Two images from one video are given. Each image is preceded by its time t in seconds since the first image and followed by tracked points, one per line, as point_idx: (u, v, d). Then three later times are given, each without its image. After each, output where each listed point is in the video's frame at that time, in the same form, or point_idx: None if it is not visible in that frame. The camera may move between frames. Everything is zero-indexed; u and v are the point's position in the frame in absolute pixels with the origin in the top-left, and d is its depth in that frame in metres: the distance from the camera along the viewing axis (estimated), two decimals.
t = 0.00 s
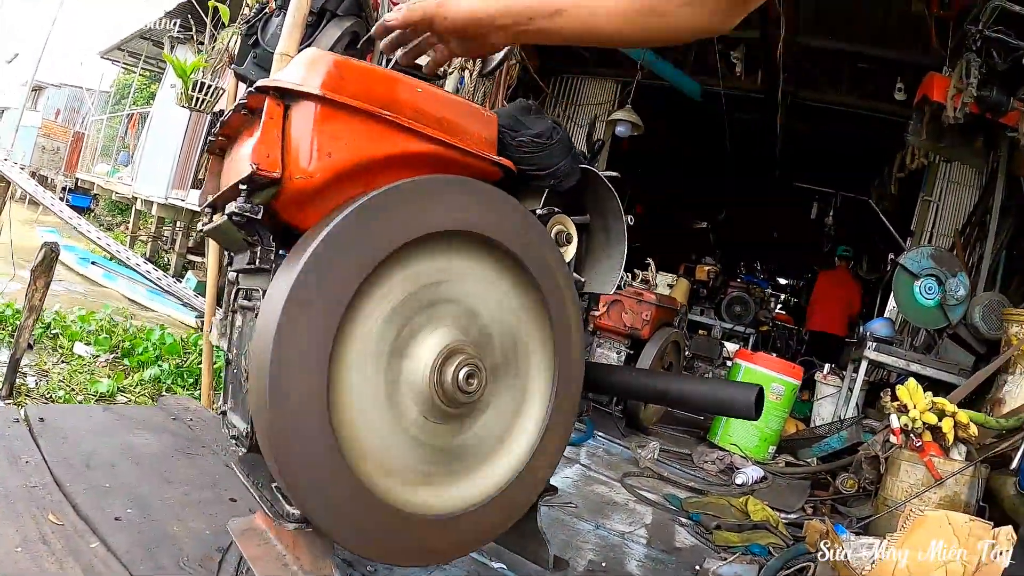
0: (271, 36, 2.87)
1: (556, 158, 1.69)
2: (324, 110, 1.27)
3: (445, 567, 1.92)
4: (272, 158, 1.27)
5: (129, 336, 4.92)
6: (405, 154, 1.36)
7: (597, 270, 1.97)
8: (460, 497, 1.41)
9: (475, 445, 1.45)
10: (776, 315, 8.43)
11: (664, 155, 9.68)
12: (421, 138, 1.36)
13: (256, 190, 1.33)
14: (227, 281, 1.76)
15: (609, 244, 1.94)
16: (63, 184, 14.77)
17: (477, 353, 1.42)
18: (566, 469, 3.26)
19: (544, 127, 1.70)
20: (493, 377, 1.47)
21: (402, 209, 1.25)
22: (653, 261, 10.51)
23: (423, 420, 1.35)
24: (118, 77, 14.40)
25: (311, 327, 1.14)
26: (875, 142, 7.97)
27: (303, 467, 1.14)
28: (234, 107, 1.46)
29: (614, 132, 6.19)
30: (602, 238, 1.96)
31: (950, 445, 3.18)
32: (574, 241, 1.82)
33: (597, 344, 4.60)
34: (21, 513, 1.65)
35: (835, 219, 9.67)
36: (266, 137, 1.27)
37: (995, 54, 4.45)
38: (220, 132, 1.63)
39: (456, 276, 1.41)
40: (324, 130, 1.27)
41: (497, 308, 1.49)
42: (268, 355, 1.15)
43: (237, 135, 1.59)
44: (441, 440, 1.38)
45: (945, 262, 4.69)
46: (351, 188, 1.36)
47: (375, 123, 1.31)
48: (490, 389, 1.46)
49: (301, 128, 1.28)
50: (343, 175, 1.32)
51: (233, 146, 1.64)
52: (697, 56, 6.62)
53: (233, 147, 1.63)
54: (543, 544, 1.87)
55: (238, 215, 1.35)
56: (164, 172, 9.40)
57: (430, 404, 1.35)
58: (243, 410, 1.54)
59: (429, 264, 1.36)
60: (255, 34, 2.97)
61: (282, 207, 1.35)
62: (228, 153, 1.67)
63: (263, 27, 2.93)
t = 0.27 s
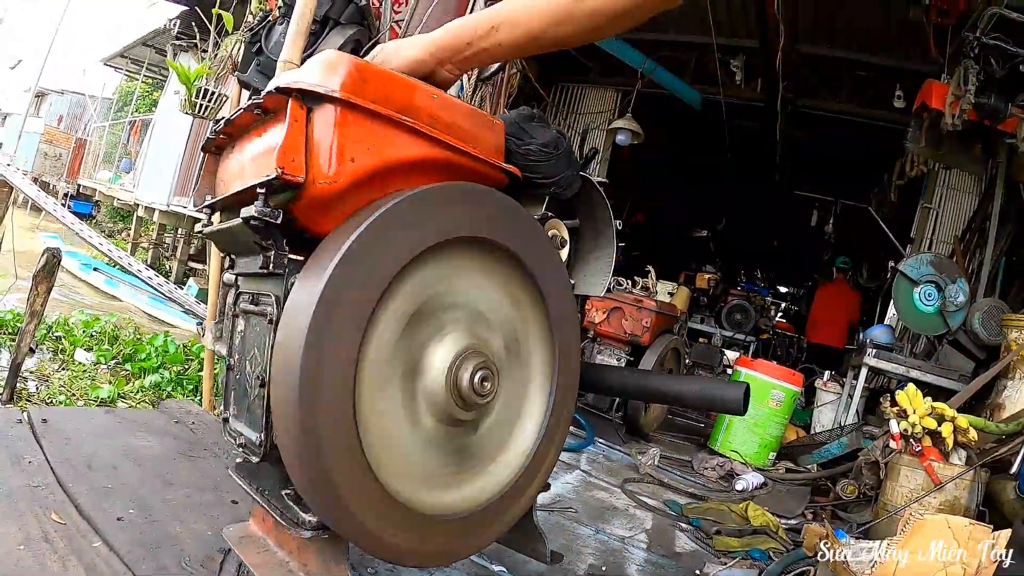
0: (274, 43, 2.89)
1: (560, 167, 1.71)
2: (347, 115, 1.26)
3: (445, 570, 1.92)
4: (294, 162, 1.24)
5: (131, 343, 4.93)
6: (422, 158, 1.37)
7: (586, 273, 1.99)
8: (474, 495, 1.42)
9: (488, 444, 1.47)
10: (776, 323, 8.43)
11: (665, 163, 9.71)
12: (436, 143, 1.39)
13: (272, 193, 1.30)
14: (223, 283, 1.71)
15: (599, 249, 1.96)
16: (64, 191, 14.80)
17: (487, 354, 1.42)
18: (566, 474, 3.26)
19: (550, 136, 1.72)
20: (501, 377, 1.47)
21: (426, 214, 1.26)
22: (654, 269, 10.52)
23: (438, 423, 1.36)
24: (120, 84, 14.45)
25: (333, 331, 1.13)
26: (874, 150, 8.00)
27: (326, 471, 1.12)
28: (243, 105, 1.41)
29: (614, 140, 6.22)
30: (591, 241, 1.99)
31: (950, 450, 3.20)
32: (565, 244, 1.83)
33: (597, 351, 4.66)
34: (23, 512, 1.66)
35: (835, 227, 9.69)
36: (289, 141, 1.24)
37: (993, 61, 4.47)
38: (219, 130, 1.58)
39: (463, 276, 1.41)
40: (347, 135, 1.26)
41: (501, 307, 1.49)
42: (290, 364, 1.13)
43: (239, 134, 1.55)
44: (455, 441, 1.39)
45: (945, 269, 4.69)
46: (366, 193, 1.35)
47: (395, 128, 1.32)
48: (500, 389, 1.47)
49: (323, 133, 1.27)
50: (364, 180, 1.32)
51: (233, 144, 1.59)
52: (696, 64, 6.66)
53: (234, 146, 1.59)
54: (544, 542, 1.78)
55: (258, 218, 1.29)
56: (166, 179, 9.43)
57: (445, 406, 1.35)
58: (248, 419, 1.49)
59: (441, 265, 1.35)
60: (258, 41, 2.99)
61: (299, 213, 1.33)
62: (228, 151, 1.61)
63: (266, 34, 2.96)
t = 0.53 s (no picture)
0: (275, 51, 2.92)
1: (563, 179, 1.72)
2: (375, 119, 1.21)
3: None
4: (323, 168, 1.18)
5: (131, 350, 4.92)
6: (441, 167, 1.35)
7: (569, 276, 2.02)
8: (485, 498, 1.43)
9: (495, 452, 1.47)
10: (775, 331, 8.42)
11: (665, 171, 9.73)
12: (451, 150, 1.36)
13: (294, 199, 1.23)
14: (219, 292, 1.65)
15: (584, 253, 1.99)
16: (65, 198, 14.83)
17: (495, 362, 1.42)
18: (565, 482, 3.25)
19: (554, 147, 1.71)
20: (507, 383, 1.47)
21: (449, 226, 1.26)
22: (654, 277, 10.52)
23: (450, 433, 1.35)
24: (123, 93, 14.52)
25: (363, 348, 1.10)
26: (873, 159, 8.02)
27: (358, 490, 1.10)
28: (258, 105, 1.33)
29: (613, 149, 6.24)
30: (577, 247, 2.01)
31: (949, 458, 3.17)
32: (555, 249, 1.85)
33: (596, 359, 4.64)
34: (20, 515, 1.66)
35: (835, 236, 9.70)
36: (318, 145, 1.17)
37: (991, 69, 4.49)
38: (225, 128, 1.49)
39: (472, 283, 1.40)
40: (375, 141, 1.21)
41: (505, 312, 1.49)
42: (317, 384, 1.09)
43: (247, 136, 1.47)
44: (467, 452, 1.39)
45: (944, 276, 4.70)
46: (388, 200, 1.30)
47: (416, 135, 1.28)
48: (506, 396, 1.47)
49: (349, 138, 1.20)
50: (389, 188, 1.27)
51: (237, 146, 1.51)
52: (695, 73, 6.69)
53: (239, 148, 1.50)
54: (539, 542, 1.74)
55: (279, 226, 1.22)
56: (167, 187, 9.45)
57: (460, 414, 1.34)
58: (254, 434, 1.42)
59: (455, 273, 1.34)
60: (259, 49, 3.01)
61: (319, 221, 1.27)
62: (233, 154, 1.53)
63: (267, 42, 2.98)
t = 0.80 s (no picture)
0: (276, 54, 2.93)
1: (580, 186, 1.77)
2: (421, 131, 1.21)
3: None
4: (376, 183, 1.17)
5: (131, 352, 4.92)
6: (474, 178, 1.36)
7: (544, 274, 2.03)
8: (514, 496, 1.46)
9: (519, 453, 1.49)
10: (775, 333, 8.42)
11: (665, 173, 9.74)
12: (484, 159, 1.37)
13: (338, 213, 1.23)
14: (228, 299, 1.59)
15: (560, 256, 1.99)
16: (65, 200, 14.83)
17: (519, 365, 1.43)
18: (567, 484, 3.25)
19: (569, 156, 1.75)
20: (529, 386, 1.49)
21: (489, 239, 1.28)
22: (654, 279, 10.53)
23: (483, 439, 1.35)
24: (123, 94, 14.52)
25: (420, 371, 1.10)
26: (873, 161, 8.03)
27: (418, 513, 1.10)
28: (291, 111, 1.28)
29: (614, 150, 6.25)
30: (573, 248, 2.01)
31: (950, 459, 3.18)
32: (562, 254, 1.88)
33: (597, 361, 4.64)
34: (23, 516, 1.66)
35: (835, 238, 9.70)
36: (372, 158, 1.16)
37: (991, 70, 4.50)
38: (244, 131, 1.41)
39: (498, 288, 1.40)
40: (423, 153, 1.21)
41: (524, 314, 1.50)
42: (378, 410, 1.09)
43: (270, 142, 1.41)
44: (497, 456, 1.40)
45: (944, 277, 4.70)
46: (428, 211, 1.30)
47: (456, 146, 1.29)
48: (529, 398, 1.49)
49: (397, 152, 1.19)
50: (431, 200, 1.27)
51: (256, 151, 1.45)
52: (695, 75, 6.70)
53: (258, 153, 1.44)
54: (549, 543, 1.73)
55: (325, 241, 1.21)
56: (167, 188, 9.45)
57: (492, 421, 1.35)
58: (284, 451, 1.38)
59: (488, 282, 1.34)
60: (261, 52, 3.02)
61: (361, 234, 1.26)
62: (251, 160, 1.46)
63: (269, 45, 2.99)
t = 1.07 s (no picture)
0: (278, 54, 2.94)
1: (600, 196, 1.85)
2: (487, 144, 1.18)
3: None
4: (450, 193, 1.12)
5: (132, 352, 4.92)
6: (519, 185, 1.34)
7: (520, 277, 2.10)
8: (540, 492, 1.49)
9: (542, 450, 1.51)
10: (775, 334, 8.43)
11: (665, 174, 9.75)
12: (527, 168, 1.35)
13: (402, 223, 1.16)
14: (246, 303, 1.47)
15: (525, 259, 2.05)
16: (65, 200, 14.84)
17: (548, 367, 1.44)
18: (568, 485, 3.25)
19: (589, 167, 1.83)
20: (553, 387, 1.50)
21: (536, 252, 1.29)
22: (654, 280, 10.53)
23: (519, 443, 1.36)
24: (122, 94, 14.53)
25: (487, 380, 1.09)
26: (873, 162, 8.04)
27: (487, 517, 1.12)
28: (348, 114, 1.20)
29: (614, 151, 6.26)
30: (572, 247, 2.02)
31: (950, 459, 3.19)
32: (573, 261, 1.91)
33: (598, 361, 4.65)
34: (27, 517, 1.66)
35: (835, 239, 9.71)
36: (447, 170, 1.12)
37: (991, 72, 4.51)
38: (282, 130, 1.30)
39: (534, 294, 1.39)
40: (485, 162, 1.18)
41: (549, 315, 1.49)
42: (452, 429, 1.07)
43: (308, 142, 1.31)
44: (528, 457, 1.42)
45: (944, 278, 4.71)
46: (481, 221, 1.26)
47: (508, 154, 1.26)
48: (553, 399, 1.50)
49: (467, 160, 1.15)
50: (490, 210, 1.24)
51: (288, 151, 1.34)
52: (696, 76, 6.71)
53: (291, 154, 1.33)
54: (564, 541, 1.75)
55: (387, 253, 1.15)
56: (167, 188, 9.45)
57: (529, 426, 1.36)
58: (326, 465, 1.28)
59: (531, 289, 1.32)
60: (262, 52, 3.02)
61: (422, 244, 1.20)
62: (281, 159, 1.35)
63: (270, 45, 2.99)
